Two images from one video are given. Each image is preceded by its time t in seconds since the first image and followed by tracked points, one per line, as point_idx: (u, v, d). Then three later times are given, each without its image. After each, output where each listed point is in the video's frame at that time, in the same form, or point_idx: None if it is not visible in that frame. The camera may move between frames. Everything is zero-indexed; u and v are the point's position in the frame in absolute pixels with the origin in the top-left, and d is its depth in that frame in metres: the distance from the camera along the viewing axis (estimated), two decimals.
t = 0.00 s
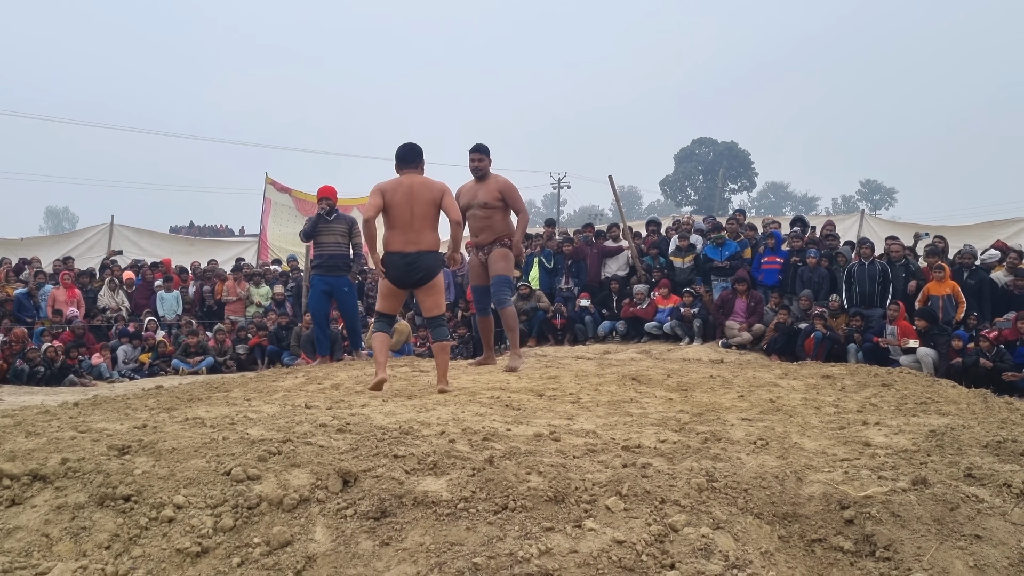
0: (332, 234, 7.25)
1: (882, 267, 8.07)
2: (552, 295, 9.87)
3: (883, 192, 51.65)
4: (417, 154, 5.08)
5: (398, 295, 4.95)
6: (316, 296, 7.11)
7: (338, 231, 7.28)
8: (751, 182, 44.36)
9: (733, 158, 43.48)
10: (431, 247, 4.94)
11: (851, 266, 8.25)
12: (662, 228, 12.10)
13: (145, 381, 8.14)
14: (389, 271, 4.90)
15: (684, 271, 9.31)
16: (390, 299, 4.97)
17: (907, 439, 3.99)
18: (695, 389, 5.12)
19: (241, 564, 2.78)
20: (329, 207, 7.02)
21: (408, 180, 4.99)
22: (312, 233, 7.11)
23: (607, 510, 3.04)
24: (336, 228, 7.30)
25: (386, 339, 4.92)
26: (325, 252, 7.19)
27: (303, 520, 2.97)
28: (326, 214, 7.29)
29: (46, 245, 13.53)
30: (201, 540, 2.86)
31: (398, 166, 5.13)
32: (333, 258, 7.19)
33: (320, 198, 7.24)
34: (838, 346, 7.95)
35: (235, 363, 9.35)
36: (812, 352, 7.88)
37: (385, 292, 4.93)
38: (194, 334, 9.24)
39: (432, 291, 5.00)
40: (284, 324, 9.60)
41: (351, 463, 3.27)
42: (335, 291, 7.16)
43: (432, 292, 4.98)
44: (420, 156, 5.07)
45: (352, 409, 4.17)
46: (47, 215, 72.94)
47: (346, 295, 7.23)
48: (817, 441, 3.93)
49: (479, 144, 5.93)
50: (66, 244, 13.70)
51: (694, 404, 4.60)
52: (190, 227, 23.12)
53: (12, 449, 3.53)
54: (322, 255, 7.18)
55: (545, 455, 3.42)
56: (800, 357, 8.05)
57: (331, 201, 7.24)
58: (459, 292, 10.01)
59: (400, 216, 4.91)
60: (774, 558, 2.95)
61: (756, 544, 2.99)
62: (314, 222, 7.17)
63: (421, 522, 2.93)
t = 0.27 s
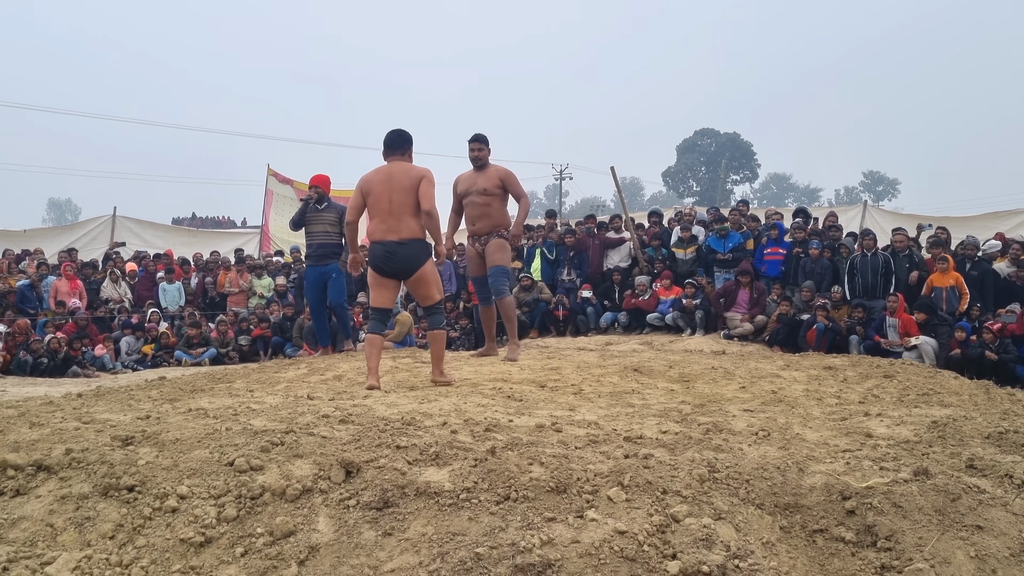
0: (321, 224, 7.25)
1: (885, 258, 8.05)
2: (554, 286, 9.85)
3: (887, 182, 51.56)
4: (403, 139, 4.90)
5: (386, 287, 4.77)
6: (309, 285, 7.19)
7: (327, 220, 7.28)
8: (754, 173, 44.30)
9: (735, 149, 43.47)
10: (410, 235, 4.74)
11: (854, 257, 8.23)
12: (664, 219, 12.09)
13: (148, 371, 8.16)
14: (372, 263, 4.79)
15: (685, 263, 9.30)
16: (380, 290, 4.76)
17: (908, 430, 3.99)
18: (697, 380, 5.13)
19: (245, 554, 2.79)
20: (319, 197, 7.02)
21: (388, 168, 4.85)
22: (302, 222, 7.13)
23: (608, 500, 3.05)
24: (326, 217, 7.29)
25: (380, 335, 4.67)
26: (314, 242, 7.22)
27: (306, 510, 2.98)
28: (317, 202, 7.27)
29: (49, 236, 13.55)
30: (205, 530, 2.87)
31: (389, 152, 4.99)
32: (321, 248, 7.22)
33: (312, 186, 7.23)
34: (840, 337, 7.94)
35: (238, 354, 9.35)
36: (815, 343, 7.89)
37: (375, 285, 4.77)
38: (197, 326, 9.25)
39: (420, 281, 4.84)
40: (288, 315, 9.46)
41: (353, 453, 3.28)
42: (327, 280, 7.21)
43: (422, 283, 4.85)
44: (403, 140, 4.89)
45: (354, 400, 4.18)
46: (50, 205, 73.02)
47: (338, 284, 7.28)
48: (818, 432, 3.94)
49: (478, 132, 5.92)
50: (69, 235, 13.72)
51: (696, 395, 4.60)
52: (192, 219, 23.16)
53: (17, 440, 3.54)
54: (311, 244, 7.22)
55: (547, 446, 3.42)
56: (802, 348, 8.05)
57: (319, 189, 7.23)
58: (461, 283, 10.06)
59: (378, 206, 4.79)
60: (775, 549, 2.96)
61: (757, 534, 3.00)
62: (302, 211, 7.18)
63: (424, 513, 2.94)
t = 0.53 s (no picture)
0: (320, 221, 7.22)
1: (890, 257, 8.04)
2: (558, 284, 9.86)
3: (892, 181, 51.46)
4: (411, 135, 4.90)
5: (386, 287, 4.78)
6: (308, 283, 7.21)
7: (325, 217, 7.22)
8: (758, 171, 44.22)
9: (740, 148, 43.41)
10: (417, 234, 4.74)
11: (859, 256, 8.23)
12: (669, 217, 12.08)
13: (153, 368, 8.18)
14: (374, 261, 4.76)
15: (690, 261, 9.29)
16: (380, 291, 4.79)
17: (913, 430, 3.98)
18: (701, 379, 5.12)
19: (248, 551, 2.79)
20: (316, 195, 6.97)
21: (397, 164, 4.83)
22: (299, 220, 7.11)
23: (612, 498, 3.05)
24: (325, 215, 7.24)
25: (383, 334, 4.74)
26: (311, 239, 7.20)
27: (310, 506, 2.98)
28: (317, 199, 7.23)
29: (55, 232, 13.58)
30: (209, 526, 2.87)
31: (393, 147, 4.97)
32: (318, 246, 7.20)
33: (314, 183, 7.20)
34: (844, 336, 7.94)
35: (243, 351, 9.37)
36: (819, 342, 7.88)
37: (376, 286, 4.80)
38: (201, 323, 9.23)
39: (417, 281, 4.73)
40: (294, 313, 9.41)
41: (357, 450, 3.28)
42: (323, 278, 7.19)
43: (418, 281, 4.72)
44: (413, 138, 4.89)
45: (359, 398, 4.18)
46: (55, 201, 73.16)
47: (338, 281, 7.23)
48: (823, 431, 3.93)
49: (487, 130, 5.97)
50: (75, 232, 13.75)
51: (700, 394, 4.60)
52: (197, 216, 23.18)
53: (23, 435, 3.55)
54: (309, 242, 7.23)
55: (551, 444, 3.42)
56: (806, 347, 8.04)
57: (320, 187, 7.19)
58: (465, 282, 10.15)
59: (385, 203, 4.77)
60: (779, 547, 2.96)
61: (761, 533, 3.00)
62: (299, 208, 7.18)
63: (428, 510, 2.94)
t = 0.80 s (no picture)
0: (323, 219, 7.09)
1: (898, 260, 8.03)
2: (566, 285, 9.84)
3: (900, 184, 51.32)
4: (423, 129, 4.89)
5: (392, 285, 4.80)
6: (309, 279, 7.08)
7: (328, 216, 7.10)
8: (766, 174, 44.16)
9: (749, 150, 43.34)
10: (424, 229, 4.73)
11: (867, 259, 8.21)
12: (676, 219, 12.06)
13: (160, 366, 8.20)
14: (381, 256, 4.76)
15: (697, 263, 9.28)
16: (386, 288, 4.81)
17: (920, 434, 3.97)
18: (707, 381, 5.11)
19: (253, 550, 2.79)
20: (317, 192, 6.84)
21: (406, 158, 4.83)
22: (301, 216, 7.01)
23: (618, 500, 3.04)
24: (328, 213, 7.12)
25: (387, 334, 4.75)
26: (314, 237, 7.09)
27: (315, 506, 2.99)
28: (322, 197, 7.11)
29: (63, 230, 13.61)
30: (214, 524, 2.88)
31: (405, 141, 4.96)
32: (319, 244, 7.07)
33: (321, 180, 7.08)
34: (851, 339, 7.91)
35: (249, 349, 9.40)
36: (826, 345, 7.84)
37: (382, 283, 4.82)
38: (208, 321, 9.34)
39: (422, 278, 4.71)
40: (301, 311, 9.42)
41: (363, 450, 3.29)
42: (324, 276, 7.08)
43: (422, 278, 4.70)
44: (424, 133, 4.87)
45: (365, 397, 4.19)
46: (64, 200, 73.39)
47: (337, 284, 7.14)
48: (829, 434, 3.92)
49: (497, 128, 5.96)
50: (83, 230, 13.79)
51: (706, 396, 4.59)
52: (200, 216, 23.21)
53: (30, 432, 3.56)
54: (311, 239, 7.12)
55: (556, 445, 3.42)
56: (813, 350, 8.01)
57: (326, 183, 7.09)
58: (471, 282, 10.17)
59: (393, 198, 4.77)
60: (784, 551, 2.95)
61: (767, 536, 2.99)
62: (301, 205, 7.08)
63: (432, 510, 2.94)
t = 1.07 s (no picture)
0: (325, 217, 6.99)
1: (904, 263, 8.02)
2: (572, 286, 9.87)
3: (908, 187, 51.19)
4: (422, 128, 4.88)
5: (395, 283, 4.81)
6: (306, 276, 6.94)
7: (328, 213, 7.01)
8: (773, 176, 44.09)
9: (755, 151, 43.27)
10: (428, 227, 4.72)
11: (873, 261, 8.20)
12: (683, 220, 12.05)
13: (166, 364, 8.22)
14: (385, 254, 4.75)
15: (703, 264, 9.25)
16: (387, 286, 4.81)
17: (926, 437, 3.96)
18: (712, 382, 5.11)
19: (257, 548, 2.80)
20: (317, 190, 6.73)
21: (408, 157, 4.82)
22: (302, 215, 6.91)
23: (622, 501, 3.04)
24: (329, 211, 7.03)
25: (389, 334, 4.74)
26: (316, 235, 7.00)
27: (319, 505, 2.99)
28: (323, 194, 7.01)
29: (70, 228, 13.65)
30: (219, 522, 2.88)
31: (404, 140, 4.94)
32: (320, 242, 6.97)
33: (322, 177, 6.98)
34: (857, 342, 7.90)
35: (254, 348, 9.44)
36: (832, 347, 7.86)
37: (384, 281, 4.82)
38: (214, 321, 9.37)
39: (424, 277, 4.70)
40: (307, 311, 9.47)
41: (368, 449, 3.29)
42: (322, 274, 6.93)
43: (423, 278, 4.70)
44: (424, 131, 4.86)
45: (369, 396, 4.20)
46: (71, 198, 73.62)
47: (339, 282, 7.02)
48: (834, 437, 3.92)
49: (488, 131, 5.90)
50: (90, 228, 13.82)
51: (712, 397, 4.59)
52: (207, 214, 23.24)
53: (36, 429, 3.57)
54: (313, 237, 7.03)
55: (561, 446, 3.42)
56: (819, 352, 8.00)
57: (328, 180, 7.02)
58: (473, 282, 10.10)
59: (397, 196, 4.76)
60: (789, 553, 2.94)
61: (771, 538, 2.98)
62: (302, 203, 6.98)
63: (437, 510, 2.94)
